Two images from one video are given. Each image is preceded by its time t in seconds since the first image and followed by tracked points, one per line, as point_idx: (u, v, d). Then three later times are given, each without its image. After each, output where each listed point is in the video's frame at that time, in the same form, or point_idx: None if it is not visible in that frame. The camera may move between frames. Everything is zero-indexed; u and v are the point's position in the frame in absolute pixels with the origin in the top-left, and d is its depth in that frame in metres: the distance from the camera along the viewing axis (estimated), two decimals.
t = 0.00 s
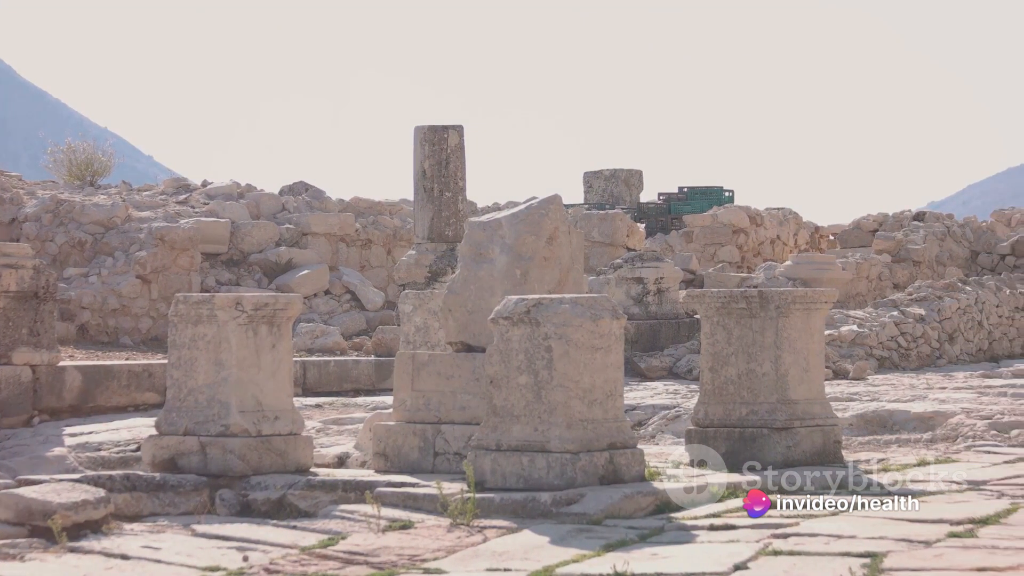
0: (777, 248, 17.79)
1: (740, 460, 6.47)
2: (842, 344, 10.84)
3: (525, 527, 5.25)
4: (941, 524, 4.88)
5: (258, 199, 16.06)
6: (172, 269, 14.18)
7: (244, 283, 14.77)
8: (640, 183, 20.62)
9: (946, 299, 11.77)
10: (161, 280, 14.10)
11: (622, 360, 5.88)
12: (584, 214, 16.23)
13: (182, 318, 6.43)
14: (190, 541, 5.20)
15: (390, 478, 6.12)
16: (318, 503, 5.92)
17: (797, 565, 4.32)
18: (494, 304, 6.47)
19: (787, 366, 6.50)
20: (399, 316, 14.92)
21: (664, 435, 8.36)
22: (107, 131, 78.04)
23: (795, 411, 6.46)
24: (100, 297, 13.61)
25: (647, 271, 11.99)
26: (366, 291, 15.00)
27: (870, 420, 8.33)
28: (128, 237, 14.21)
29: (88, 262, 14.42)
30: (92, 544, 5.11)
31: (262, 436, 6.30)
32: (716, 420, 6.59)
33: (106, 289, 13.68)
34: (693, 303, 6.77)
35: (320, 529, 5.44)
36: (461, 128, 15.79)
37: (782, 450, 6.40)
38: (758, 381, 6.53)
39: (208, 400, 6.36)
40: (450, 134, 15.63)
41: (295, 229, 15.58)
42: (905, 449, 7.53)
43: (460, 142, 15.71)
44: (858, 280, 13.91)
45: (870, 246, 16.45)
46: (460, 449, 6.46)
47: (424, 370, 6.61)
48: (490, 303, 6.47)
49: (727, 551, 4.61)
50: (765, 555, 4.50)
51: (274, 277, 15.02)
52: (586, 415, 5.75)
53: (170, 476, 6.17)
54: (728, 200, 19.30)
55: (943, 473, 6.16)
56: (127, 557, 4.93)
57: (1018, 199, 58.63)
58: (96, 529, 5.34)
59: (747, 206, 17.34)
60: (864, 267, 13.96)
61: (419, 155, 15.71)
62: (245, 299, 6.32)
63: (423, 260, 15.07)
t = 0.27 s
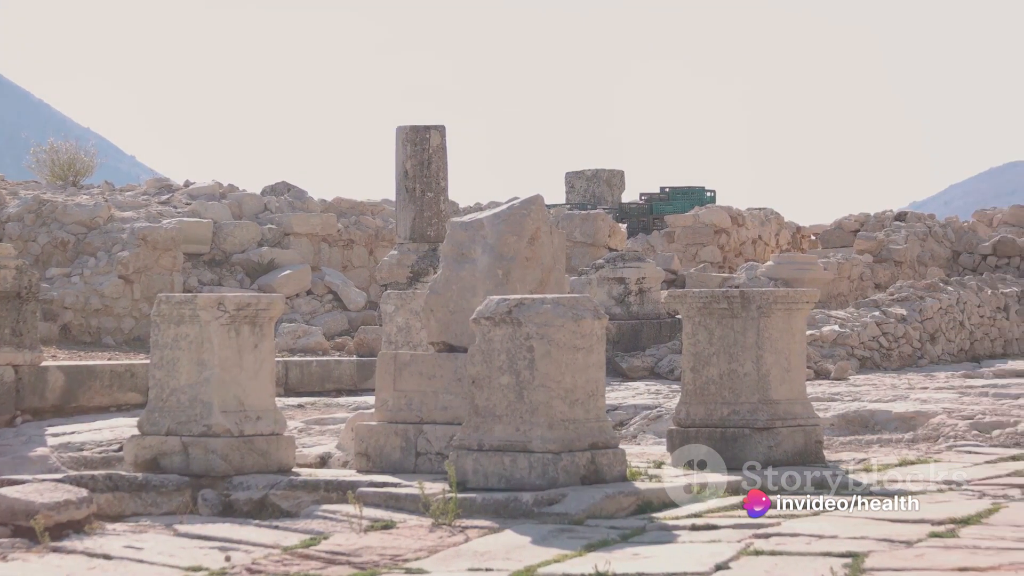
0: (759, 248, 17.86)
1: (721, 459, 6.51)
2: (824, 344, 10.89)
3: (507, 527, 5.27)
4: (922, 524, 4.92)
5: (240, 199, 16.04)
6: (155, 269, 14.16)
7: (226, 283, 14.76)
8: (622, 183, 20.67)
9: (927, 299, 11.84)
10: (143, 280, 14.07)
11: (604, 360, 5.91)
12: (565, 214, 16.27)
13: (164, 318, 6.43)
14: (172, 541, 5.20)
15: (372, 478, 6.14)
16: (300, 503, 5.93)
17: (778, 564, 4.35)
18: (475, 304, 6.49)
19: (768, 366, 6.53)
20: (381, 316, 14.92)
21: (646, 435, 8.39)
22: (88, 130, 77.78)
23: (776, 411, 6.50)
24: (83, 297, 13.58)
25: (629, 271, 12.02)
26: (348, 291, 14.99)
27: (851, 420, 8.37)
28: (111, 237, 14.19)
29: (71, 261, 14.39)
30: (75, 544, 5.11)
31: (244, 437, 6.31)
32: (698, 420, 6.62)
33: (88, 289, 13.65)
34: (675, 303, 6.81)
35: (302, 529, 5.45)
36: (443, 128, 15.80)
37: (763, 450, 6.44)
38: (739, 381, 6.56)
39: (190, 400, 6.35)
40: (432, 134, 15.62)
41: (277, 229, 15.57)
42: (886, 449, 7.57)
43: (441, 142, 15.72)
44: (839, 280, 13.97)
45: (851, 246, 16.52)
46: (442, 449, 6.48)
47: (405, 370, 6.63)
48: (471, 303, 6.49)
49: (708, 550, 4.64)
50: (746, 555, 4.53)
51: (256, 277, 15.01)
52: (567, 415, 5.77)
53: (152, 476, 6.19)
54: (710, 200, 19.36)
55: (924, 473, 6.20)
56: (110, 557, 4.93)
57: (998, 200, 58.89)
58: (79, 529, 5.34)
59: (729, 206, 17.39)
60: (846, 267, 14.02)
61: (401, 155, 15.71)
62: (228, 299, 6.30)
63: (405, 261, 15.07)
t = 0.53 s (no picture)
0: (738, 249, 17.92)
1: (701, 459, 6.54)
2: (804, 344, 10.95)
3: (487, 527, 5.29)
4: (901, 524, 4.96)
5: (220, 199, 16.01)
6: (135, 269, 14.13)
7: (207, 283, 14.75)
8: (602, 183, 20.72)
9: (907, 300, 11.91)
10: (124, 281, 14.03)
11: (583, 361, 5.94)
12: (545, 214, 16.30)
13: (144, 319, 6.43)
14: (152, 541, 5.21)
15: (352, 478, 6.15)
16: (280, 503, 5.94)
17: (758, 564, 4.38)
18: (456, 304, 6.51)
19: (748, 366, 6.57)
20: (361, 317, 14.90)
21: (625, 435, 8.42)
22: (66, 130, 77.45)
23: (756, 411, 6.54)
24: (64, 297, 13.56)
25: (608, 271, 12.06)
26: (328, 291, 14.98)
27: (831, 420, 8.43)
28: (91, 238, 14.15)
29: (52, 262, 14.35)
30: (55, 544, 5.11)
31: (225, 437, 6.31)
32: (677, 420, 6.66)
33: (69, 289, 13.62)
34: (654, 303, 6.85)
35: (282, 529, 5.46)
36: (424, 129, 15.79)
37: (743, 450, 6.47)
38: (720, 381, 6.60)
39: (171, 400, 6.36)
40: (412, 134, 15.61)
41: (257, 229, 15.54)
42: (865, 450, 7.62)
43: (421, 142, 15.72)
44: (819, 280, 14.04)
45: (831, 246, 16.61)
46: (422, 449, 6.49)
47: (385, 370, 6.64)
48: (452, 303, 6.51)
49: (687, 551, 4.67)
50: (726, 555, 4.57)
51: (236, 277, 14.99)
52: (547, 415, 5.80)
53: (133, 476, 6.21)
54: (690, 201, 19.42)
55: (903, 473, 6.25)
56: (90, 557, 4.93)
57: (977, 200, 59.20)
58: (59, 529, 5.34)
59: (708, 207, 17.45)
60: (826, 267, 14.10)
61: (382, 155, 15.70)
62: (208, 299, 6.31)
63: (384, 261, 15.08)
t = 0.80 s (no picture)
0: (719, 249, 17.98)
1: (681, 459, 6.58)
2: (785, 344, 11.00)
3: (468, 527, 5.31)
4: (882, 524, 5.00)
5: (202, 199, 15.99)
6: (117, 269, 14.11)
7: (188, 283, 14.73)
8: (583, 183, 20.75)
9: (888, 300, 11.97)
10: (106, 281, 14.02)
11: (564, 361, 5.96)
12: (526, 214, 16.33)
13: (125, 319, 6.43)
14: (134, 541, 5.21)
15: (334, 478, 6.16)
16: (262, 503, 5.95)
17: (739, 564, 4.41)
18: (437, 305, 6.53)
19: (729, 367, 6.61)
20: (342, 317, 14.89)
21: (607, 435, 8.45)
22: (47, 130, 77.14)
23: (737, 411, 6.58)
24: (45, 297, 13.56)
25: (589, 271, 12.09)
26: (309, 291, 14.97)
27: (812, 420, 8.47)
28: (72, 237, 14.12)
29: (34, 262, 14.32)
30: (37, 544, 5.11)
31: (206, 437, 6.32)
32: (658, 420, 6.69)
33: (51, 289, 13.61)
34: (635, 303, 6.88)
35: (264, 529, 5.47)
36: (405, 129, 15.80)
37: (724, 450, 6.52)
38: (700, 381, 6.64)
39: (152, 400, 6.36)
40: (393, 135, 15.64)
41: (238, 229, 15.53)
42: (846, 450, 7.67)
43: (403, 142, 15.72)
44: (800, 281, 14.10)
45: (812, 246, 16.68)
46: (403, 449, 6.50)
47: (367, 370, 6.66)
48: (433, 304, 6.53)
49: (669, 551, 4.70)
50: (706, 555, 4.60)
51: (218, 277, 14.98)
52: (528, 415, 5.82)
53: (115, 476, 6.21)
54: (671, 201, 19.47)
55: (884, 473, 6.29)
56: (71, 557, 4.94)
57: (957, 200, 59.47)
58: (41, 528, 5.34)
59: (690, 207, 17.51)
60: (807, 267, 14.16)
61: (363, 155, 15.71)
62: (190, 299, 6.31)
63: (366, 261, 15.09)
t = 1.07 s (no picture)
0: (695, 249, 18.05)
1: (657, 459, 6.61)
2: (761, 344, 11.06)
3: (446, 527, 5.34)
4: (858, 524, 5.05)
5: (178, 199, 15.95)
6: (94, 269, 14.07)
7: (166, 284, 14.70)
8: (560, 183, 20.80)
9: (864, 300, 12.05)
10: (83, 282, 13.98)
11: (541, 361, 5.99)
12: (503, 214, 16.36)
13: (103, 319, 6.43)
14: (111, 541, 5.22)
15: (311, 478, 6.18)
16: (239, 503, 5.96)
17: (715, 564, 4.46)
18: (413, 305, 6.55)
19: (705, 367, 6.66)
20: (319, 317, 14.87)
21: (583, 435, 8.49)
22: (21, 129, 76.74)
23: (713, 411, 6.62)
24: (23, 297, 13.55)
25: (566, 271, 12.13)
26: (286, 292, 14.95)
27: (788, 420, 8.54)
28: (49, 237, 14.08)
29: (11, 262, 14.28)
30: (14, 544, 5.11)
31: (183, 437, 6.33)
32: (634, 421, 6.73)
33: (28, 289, 13.61)
34: (612, 303, 6.92)
35: (241, 529, 5.48)
36: (382, 129, 15.79)
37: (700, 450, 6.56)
38: (677, 381, 6.68)
39: (129, 400, 6.36)
40: (370, 135, 15.62)
41: (216, 229, 15.50)
42: (822, 449, 7.73)
43: (380, 142, 15.71)
44: (777, 281, 14.17)
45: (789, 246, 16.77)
46: (380, 449, 6.52)
47: (344, 370, 6.68)
48: (410, 304, 6.55)
49: (645, 551, 4.74)
50: (683, 555, 4.64)
51: (195, 277, 14.95)
52: (505, 415, 5.86)
53: (92, 475, 6.21)
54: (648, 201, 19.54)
55: (859, 473, 6.35)
56: (49, 557, 4.94)
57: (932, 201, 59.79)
58: (18, 528, 5.35)
59: (666, 207, 17.57)
60: (783, 268, 14.23)
61: (340, 156, 15.71)
62: (167, 299, 6.32)
63: (342, 262, 15.10)
